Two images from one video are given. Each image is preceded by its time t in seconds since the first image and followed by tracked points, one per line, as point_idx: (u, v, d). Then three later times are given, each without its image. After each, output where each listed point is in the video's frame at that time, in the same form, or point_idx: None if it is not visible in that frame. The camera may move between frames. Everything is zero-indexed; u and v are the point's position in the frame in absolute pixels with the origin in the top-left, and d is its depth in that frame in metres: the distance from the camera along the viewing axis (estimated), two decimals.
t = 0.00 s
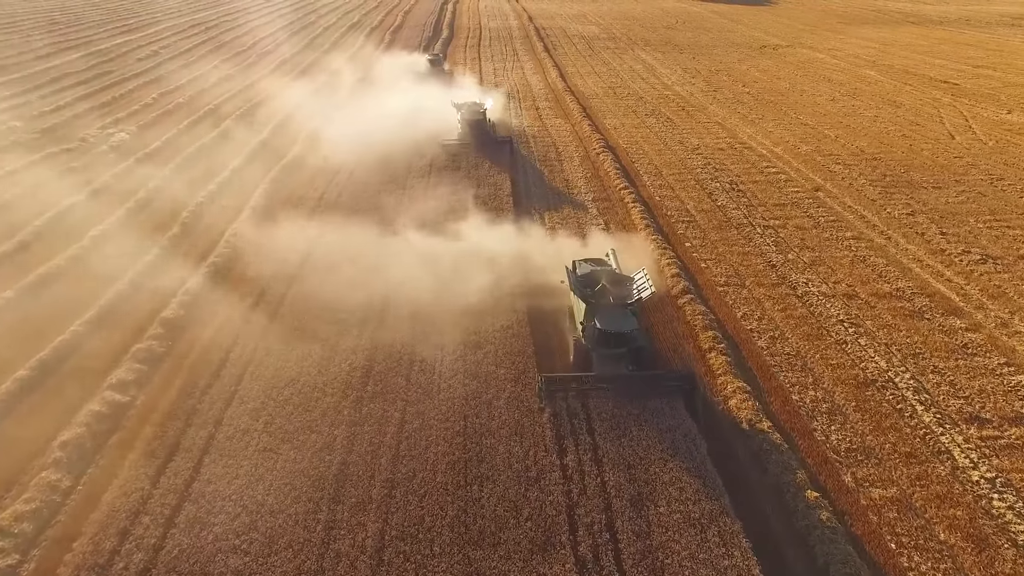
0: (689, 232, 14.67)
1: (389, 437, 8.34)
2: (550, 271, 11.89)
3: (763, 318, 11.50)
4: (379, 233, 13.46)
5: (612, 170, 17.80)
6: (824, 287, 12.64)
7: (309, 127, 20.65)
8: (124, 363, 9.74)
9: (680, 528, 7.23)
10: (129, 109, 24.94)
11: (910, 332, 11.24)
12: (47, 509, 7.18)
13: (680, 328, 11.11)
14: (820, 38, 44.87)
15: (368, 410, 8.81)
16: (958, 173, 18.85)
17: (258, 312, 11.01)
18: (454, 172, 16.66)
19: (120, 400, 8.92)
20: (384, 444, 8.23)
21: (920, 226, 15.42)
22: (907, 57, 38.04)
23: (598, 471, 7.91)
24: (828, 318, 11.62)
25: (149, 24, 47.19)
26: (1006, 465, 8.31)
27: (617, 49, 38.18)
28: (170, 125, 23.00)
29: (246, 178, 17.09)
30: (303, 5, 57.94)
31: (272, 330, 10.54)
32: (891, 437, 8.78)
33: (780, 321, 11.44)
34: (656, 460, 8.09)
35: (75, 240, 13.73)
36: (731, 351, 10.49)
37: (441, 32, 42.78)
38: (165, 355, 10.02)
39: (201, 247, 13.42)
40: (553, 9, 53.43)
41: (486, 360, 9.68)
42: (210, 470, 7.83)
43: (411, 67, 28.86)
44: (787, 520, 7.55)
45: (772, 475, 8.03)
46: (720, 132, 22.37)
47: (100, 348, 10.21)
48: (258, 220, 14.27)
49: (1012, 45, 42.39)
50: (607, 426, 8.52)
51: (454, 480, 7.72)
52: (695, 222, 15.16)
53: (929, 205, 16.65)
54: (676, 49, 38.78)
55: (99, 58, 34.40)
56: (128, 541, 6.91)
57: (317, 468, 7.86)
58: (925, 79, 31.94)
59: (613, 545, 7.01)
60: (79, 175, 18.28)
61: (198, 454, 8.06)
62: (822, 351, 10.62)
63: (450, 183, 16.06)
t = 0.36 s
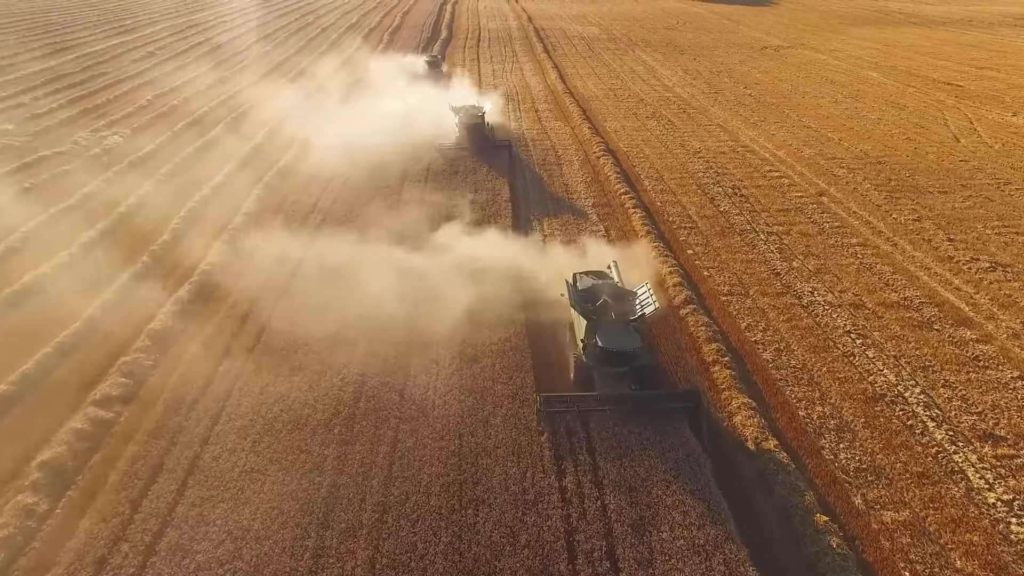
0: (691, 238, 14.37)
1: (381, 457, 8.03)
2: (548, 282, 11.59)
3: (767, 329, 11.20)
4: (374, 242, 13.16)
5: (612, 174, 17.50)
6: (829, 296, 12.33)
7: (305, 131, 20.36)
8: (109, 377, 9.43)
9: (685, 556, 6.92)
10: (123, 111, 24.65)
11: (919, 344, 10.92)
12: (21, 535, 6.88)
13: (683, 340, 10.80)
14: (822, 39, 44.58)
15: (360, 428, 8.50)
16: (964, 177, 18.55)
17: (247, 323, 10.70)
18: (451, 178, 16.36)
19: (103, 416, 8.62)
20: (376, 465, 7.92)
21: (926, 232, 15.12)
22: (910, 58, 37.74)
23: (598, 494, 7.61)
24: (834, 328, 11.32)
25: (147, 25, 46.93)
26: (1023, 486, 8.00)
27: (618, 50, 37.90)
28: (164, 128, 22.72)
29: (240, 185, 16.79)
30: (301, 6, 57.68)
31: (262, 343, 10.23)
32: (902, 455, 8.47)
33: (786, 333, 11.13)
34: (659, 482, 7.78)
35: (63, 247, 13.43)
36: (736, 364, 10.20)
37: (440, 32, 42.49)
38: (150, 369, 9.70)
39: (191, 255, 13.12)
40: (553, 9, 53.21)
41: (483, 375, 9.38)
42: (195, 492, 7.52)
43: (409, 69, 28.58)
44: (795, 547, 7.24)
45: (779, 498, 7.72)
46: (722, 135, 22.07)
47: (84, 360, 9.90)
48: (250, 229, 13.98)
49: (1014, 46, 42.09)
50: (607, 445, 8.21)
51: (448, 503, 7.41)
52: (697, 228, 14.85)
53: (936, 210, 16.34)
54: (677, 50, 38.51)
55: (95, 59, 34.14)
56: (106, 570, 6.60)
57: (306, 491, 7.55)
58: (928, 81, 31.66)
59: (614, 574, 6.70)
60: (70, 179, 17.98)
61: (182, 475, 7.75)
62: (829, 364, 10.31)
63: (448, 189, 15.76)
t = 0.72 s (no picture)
0: (693, 245, 14.05)
1: (372, 481, 7.70)
2: (547, 294, 11.26)
3: (773, 342, 10.87)
4: (368, 253, 12.85)
5: (613, 179, 17.17)
6: (836, 306, 12.00)
7: (300, 135, 20.04)
8: (90, 395, 9.09)
9: None
10: (117, 114, 24.31)
11: (930, 357, 10.59)
12: None
13: (686, 354, 10.48)
14: (823, 39, 44.27)
15: (350, 449, 8.16)
16: (971, 181, 18.22)
17: (236, 337, 10.36)
18: (449, 183, 16.03)
19: (83, 436, 8.28)
20: (367, 489, 7.59)
21: (934, 239, 14.79)
22: (913, 59, 37.40)
23: (598, 520, 7.28)
24: (841, 341, 10.99)
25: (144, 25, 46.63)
26: None
27: (618, 51, 37.57)
28: (158, 131, 22.38)
29: (233, 191, 16.46)
30: (300, 6, 57.39)
31: (251, 357, 9.89)
32: (915, 477, 8.14)
33: (792, 346, 10.81)
34: (662, 507, 7.46)
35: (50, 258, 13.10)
36: (740, 379, 9.87)
37: (439, 33, 42.17)
38: (135, 385, 9.37)
39: (180, 267, 12.80)
40: (553, 10, 52.88)
41: (479, 393, 9.05)
42: (176, 519, 7.18)
43: (407, 71, 28.25)
44: None
45: (787, 524, 7.39)
46: (724, 138, 21.74)
47: (66, 377, 9.57)
48: (241, 239, 13.66)
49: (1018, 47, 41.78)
50: (608, 468, 7.89)
51: (442, 531, 7.08)
52: (700, 235, 14.53)
53: (944, 215, 16.00)
54: (678, 51, 38.21)
55: (91, 61, 33.83)
56: None
57: (293, 517, 7.22)
58: (932, 82, 31.34)
59: None
60: (60, 184, 17.65)
61: (164, 500, 7.41)
62: (837, 379, 9.98)
63: (445, 196, 15.43)
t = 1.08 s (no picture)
0: (696, 254, 13.71)
1: (362, 508, 7.35)
2: (546, 308, 10.91)
3: (779, 356, 10.55)
4: (363, 264, 12.51)
5: (613, 184, 16.83)
6: (843, 318, 11.66)
7: (295, 138, 19.70)
8: (70, 414, 8.74)
9: None
10: (110, 117, 23.97)
11: (942, 371, 10.24)
12: None
13: (690, 370, 10.14)
14: (825, 40, 43.93)
15: (340, 473, 7.82)
16: (979, 186, 17.87)
17: (224, 353, 10.01)
18: (446, 190, 15.70)
19: (61, 458, 7.93)
20: (357, 516, 7.24)
21: (942, 246, 14.44)
22: (916, 60, 37.07)
23: (599, 551, 6.94)
24: (850, 355, 10.65)
25: (140, 26, 46.24)
26: None
27: (618, 52, 37.25)
28: (151, 135, 22.02)
29: (225, 198, 16.11)
30: (298, 6, 57.05)
31: (238, 374, 9.54)
32: (930, 502, 7.79)
33: (799, 360, 10.47)
34: (666, 536, 7.12)
35: (34, 269, 12.77)
36: (746, 397, 9.53)
37: (438, 34, 41.83)
38: (118, 403, 9.02)
39: (169, 279, 12.47)
40: (553, 10, 52.57)
41: (475, 413, 8.71)
42: (156, 550, 6.84)
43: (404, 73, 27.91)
44: None
45: (796, 553, 7.06)
46: (726, 142, 21.40)
47: (45, 394, 9.23)
48: (232, 250, 13.32)
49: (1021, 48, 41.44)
50: (609, 494, 7.56)
51: (434, 563, 6.73)
52: (702, 242, 14.20)
53: (952, 222, 15.66)
54: (679, 52, 37.89)
55: (85, 62, 33.49)
56: None
57: (278, 548, 6.88)
58: (936, 84, 31.01)
59: None
60: (50, 188, 17.31)
61: (143, 529, 7.07)
62: (845, 396, 9.65)
63: (442, 203, 15.08)
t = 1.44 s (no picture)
0: (700, 263, 13.36)
1: (350, 539, 6.99)
2: (545, 323, 10.56)
3: (786, 373, 10.19)
4: (357, 277, 12.16)
5: (614, 190, 16.46)
6: (851, 331, 11.30)
7: (290, 143, 19.34)
8: (48, 434, 8.37)
9: None
10: (103, 121, 23.60)
11: (956, 388, 9.87)
12: None
13: (694, 387, 9.80)
14: (828, 40, 43.57)
15: (328, 500, 7.46)
16: (987, 191, 17.51)
17: (210, 371, 9.66)
18: (443, 197, 15.35)
19: (35, 482, 7.58)
20: (345, 548, 6.89)
21: (952, 254, 14.07)
22: (919, 62, 36.72)
23: None
24: (859, 370, 10.28)
25: (137, 27, 45.88)
26: None
27: (619, 53, 36.90)
28: (144, 139, 21.67)
29: (217, 205, 15.75)
30: (297, 7, 56.70)
31: (225, 393, 9.18)
32: (948, 532, 7.43)
33: (806, 377, 10.11)
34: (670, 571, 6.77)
35: (18, 279, 12.41)
36: (753, 416, 9.19)
37: (437, 35, 41.48)
38: (99, 424, 8.65)
39: (157, 291, 12.12)
40: (552, 11, 52.24)
41: (471, 434, 8.36)
42: None
43: (401, 75, 27.55)
44: None
45: None
46: (728, 145, 21.04)
47: (23, 413, 8.86)
48: (222, 263, 12.97)
49: None
50: (612, 525, 7.22)
51: None
52: (706, 251, 13.84)
53: (960, 228, 15.29)
54: (680, 53, 37.53)
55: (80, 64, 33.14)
56: None
57: None
58: (940, 85, 30.65)
59: None
60: (38, 194, 16.95)
61: (120, 562, 6.72)
62: (856, 415, 9.28)
63: (439, 211, 14.72)
